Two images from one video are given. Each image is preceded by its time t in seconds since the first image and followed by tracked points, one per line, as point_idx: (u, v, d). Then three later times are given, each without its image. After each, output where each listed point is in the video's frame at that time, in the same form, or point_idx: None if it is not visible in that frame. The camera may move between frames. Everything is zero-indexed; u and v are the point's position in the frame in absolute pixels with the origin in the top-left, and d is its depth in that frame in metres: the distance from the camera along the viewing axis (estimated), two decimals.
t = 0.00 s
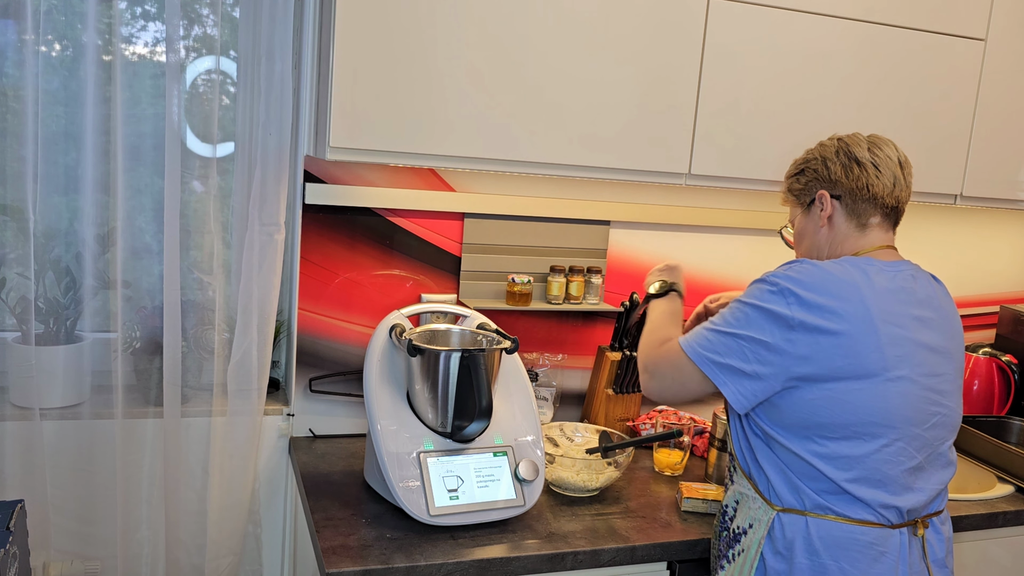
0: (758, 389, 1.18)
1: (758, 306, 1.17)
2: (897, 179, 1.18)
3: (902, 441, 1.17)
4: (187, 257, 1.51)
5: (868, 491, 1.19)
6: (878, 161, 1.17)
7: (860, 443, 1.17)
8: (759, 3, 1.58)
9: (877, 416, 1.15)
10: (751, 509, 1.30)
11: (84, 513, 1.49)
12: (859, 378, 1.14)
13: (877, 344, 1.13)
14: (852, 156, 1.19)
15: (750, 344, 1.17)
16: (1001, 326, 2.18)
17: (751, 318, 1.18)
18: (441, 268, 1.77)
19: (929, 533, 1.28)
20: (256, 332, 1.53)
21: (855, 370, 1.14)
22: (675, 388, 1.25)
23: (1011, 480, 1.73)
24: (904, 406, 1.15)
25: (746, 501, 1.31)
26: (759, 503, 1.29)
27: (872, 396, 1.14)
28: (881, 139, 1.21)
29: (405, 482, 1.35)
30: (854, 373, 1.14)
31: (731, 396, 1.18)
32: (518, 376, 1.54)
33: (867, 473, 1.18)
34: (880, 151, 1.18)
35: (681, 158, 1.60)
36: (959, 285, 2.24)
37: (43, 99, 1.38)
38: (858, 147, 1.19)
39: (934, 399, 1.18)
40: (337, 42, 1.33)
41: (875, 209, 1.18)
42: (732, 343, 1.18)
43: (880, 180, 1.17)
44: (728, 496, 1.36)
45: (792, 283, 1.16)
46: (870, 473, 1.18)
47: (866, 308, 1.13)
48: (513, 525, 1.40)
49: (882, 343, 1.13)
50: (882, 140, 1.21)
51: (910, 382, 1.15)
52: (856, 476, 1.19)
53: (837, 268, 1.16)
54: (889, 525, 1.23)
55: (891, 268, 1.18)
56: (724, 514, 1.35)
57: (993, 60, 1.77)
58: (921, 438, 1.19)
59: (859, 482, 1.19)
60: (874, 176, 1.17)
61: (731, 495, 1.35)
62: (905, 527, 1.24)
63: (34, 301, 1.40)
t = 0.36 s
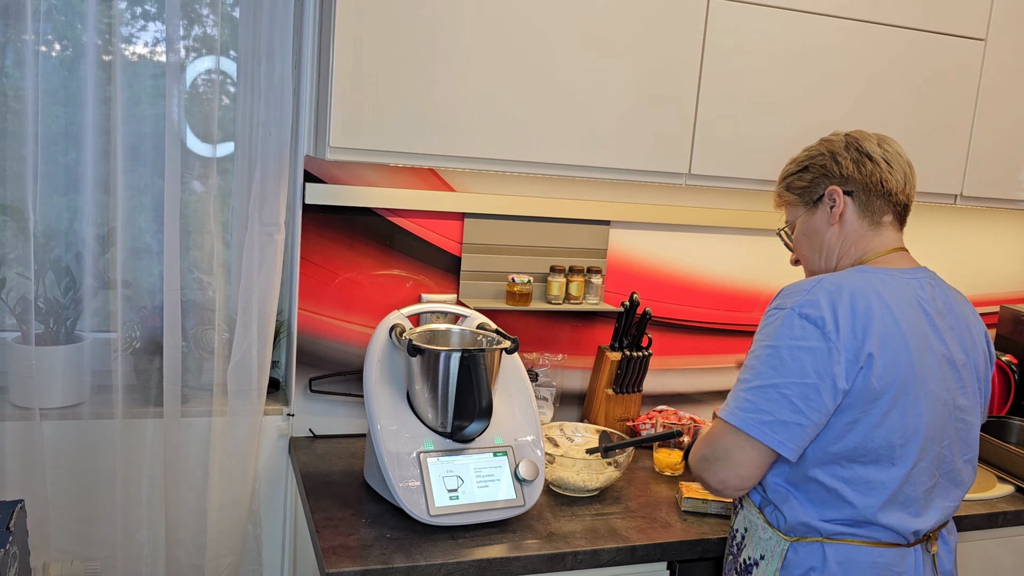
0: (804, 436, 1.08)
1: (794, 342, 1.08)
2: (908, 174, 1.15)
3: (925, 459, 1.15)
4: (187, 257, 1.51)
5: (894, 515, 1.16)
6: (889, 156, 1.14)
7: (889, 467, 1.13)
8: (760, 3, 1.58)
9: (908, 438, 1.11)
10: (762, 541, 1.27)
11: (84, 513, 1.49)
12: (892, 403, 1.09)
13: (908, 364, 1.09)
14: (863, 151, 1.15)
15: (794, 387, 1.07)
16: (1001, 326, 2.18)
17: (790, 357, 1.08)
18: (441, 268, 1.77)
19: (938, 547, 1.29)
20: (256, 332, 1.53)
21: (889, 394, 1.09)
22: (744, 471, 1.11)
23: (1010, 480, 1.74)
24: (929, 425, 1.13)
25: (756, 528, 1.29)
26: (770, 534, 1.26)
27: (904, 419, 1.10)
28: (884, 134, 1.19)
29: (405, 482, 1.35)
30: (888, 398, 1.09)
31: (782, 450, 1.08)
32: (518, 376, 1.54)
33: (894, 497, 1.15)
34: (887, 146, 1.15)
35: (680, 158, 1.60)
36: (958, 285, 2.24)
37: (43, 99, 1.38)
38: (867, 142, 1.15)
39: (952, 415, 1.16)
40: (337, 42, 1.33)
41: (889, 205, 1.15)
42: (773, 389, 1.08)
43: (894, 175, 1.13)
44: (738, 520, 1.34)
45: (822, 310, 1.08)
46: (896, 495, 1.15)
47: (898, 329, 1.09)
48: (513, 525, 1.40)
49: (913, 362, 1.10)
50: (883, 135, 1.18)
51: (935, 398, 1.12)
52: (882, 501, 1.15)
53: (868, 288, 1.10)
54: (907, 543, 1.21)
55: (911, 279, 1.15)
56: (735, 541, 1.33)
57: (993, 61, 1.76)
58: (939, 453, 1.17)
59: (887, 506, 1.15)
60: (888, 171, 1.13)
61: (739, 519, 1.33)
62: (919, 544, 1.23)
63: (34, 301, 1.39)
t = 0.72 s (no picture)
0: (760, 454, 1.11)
1: (746, 358, 1.11)
2: (887, 177, 1.13)
3: (920, 485, 1.10)
4: (187, 257, 1.51)
5: (885, 546, 1.12)
6: (863, 160, 1.13)
7: (872, 494, 1.10)
8: (760, 3, 1.58)
9: (889, 463, 1.08)
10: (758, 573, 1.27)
11: (84, 513, 1.49)
12: (866, 425, 1.07)
13: (883, 382, 1.06)
14: (836, 158, 1.15)
15: (741, 401, 1.11)
16: (1001, 326, 2.18)
17: (741, 372, 1.12)
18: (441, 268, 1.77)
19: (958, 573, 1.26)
20: (256, 332, 1.53)
21: (861, 415, 1.07)
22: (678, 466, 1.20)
23: (1010, 480, 1.74)
24: (915, 447, 1.08)
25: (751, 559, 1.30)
26: (764, 565, 1.26)
27: (882, 441, 1.07)
28: (866, 136, 1.17)
29: (406, 482, 1.35)
30: (861, 419, 1.07)
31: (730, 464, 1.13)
32: (518, 376, 1.54)
33: (886, 527, 1.11)
34: (865, 149, 1.14)
35: (681, 158, 1.60)
36: (959, 285, 2.24)
37: (43, 99, 1.38)
38: (841, 147, 1.15)
39: (947, 433, 1.11)
40: (337, 42, 1.33)
41: (867, 212, 1.13)
42: (720, 403, 1.13)
43: (868, 181, 1.12)
44: (738, 551, 1.34)
45: (777, 327, 1.10)
46: (887, 525, 1.11)
47: (868, 348, 1.06)
48: (513, 525, 1.40)
49: (888, 380, 1.06)
50: (865, 136, 1.17)
51: (921, 420, 1.08)
52: (871, 529, 1.12)
53: (832, 301, 1.08)
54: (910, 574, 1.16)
55: (892, 287, 1.11)
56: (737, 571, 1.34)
57: (993, 61, 1.76)
58: (939, 478, 1.12)
59: (877, 538, 1.12)
60: (861, 178, 1.12)
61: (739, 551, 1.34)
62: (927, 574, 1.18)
63: (34, 301, 1.39)
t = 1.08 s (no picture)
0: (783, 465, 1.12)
1: (767, 368, 1.11)
2: (896, 179, 1.12)
3: (945, 496, 1.11)
4: (187, 257, 1.51)
5: (911, 559, 1.14)
6: (871, 162, 1.12)
7: (899, 507, 1.11)
8: (760, 3, 1.58)
9: (917, 476, 1.09)
10: None
11: (84, 513, 1.49)
12: (893, 438, 1.07)
13: (909, 394, 1.06)
14: (843, 159, 1.14)
15: (764, 414, 1.11)
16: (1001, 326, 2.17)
17: (762, 384, 1.12)
18: (441, 268, 1.77)
19: None
20: (256, 332, 1.53)
21: (889, 428, 1.07)
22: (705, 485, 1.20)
23: (1011, 480, 1.73)
24: (940, 458, 1.09)
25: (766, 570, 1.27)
26: None
27: (909, 454, 1.08)
28: (873, 136, 1.16)
29: (406, 482, 1.35)
30: (887, 432, 1.07)
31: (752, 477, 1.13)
32: (518, 375, 1.54)
33: (910, 540, 1.13)
34: (873, 150, 1.14)
35: (680, 158, 1.60)
36: (959, 285, 2.24)
37: (43, 99, 1.38)
38: (848, 149, 1.14)
39: (968, 442, 1.12)
40: (337, 42, 1.33)
41: (877, 216, 1.13)
42: (743, 416, 1.12)
43: (877, 184, 1.11)
44: (748, 560, 1.31)
45: (799, 339, 1.09)
46: (913, 537, 1.12)
47: (894, 360, 1.06)
48: (513, 524, 1.40)
49: (914, 392, 1.06)
50: (872, 136, 1.16)
51: (946, 430, 1.09)
52: (895, 541, 1.13)
53: (856, 311, 1.08)
54: None
55: (912, 294, 1.11)
56: None
57: (993, 60, 1.76)
58: (962, 487, 1.13)
59: (902, 551, 1.13)
60: (870, 180, 1.12)
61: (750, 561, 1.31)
62: None
63: (34, 301, 1.40)
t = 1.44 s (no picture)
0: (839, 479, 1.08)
1: (821, 381, 1.07)
2: (921, 188, 1.13)
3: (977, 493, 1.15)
4: (187, 257, 1.51)
5: (946, 556, 1.16)
6: (900, 170, 1.12)
7: (939, 506, 1.13)
8: (760, 3, 1.58)
9: (956, 475, 1.11)
10: None
11: (84, 513, 1.49)
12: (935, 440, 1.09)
13: (947, 396, 1.09)
14: (872, 166, 1.13)
15: (823, 428, 1.06)
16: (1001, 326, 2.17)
17: (817, 398, 1.06)
18: (441, 268, 1.77)
19: None
20: (256, 331, 1.53)
21: (931, 430, 1.08)
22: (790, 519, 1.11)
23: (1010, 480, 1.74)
24: (972, 456, 1.12)
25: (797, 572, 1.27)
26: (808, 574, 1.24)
27: (948, 453, 1.10)
28: (895, 143, 1.16)
29: (406, 482, 1.35)
30: (931, 434, 1.09)
31: (812, 495, 1.07)
32: (518, 376, 1.54)
33: (945, 537, 1.15)
34: (899, 157, 1.14)
35: (680, 158, 1.60)
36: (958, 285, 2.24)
37: (43, 99, 1.38)
38: (875, 156, 1.13)
39: (994, 440, 1.16)
40: (337, 42, 1.33)
41: (904, 224, 1.13)
42: (800, 432, 1.07)
43: (905, 192, 1.12)
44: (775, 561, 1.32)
45: (848, 346, 1.07)
46: (948, 535, 1.15)
47: (932, 363, 1.08)
48: (512, 524, 1.40)
49: (952, 394, 1.09)
50: (895, 143, 1.16)
51: (978, 430, 1.12)
52: (931, 538, 1.15)
53: (896, 316, 1.08)
54: None
55: (941, 298, 1.13)
56: None
57: (993, 60, 1.76)
58: (988, 484, 1.17)
59: (939, 549, 1.16)
60: (899, 189, 1.12)
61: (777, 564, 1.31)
62: None
63: (34, 302, 1.40)
